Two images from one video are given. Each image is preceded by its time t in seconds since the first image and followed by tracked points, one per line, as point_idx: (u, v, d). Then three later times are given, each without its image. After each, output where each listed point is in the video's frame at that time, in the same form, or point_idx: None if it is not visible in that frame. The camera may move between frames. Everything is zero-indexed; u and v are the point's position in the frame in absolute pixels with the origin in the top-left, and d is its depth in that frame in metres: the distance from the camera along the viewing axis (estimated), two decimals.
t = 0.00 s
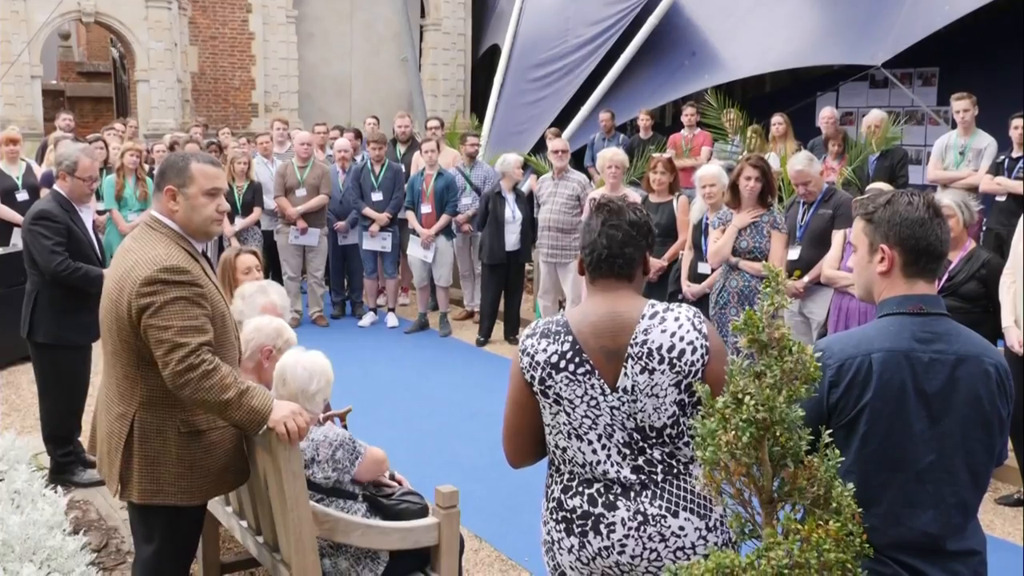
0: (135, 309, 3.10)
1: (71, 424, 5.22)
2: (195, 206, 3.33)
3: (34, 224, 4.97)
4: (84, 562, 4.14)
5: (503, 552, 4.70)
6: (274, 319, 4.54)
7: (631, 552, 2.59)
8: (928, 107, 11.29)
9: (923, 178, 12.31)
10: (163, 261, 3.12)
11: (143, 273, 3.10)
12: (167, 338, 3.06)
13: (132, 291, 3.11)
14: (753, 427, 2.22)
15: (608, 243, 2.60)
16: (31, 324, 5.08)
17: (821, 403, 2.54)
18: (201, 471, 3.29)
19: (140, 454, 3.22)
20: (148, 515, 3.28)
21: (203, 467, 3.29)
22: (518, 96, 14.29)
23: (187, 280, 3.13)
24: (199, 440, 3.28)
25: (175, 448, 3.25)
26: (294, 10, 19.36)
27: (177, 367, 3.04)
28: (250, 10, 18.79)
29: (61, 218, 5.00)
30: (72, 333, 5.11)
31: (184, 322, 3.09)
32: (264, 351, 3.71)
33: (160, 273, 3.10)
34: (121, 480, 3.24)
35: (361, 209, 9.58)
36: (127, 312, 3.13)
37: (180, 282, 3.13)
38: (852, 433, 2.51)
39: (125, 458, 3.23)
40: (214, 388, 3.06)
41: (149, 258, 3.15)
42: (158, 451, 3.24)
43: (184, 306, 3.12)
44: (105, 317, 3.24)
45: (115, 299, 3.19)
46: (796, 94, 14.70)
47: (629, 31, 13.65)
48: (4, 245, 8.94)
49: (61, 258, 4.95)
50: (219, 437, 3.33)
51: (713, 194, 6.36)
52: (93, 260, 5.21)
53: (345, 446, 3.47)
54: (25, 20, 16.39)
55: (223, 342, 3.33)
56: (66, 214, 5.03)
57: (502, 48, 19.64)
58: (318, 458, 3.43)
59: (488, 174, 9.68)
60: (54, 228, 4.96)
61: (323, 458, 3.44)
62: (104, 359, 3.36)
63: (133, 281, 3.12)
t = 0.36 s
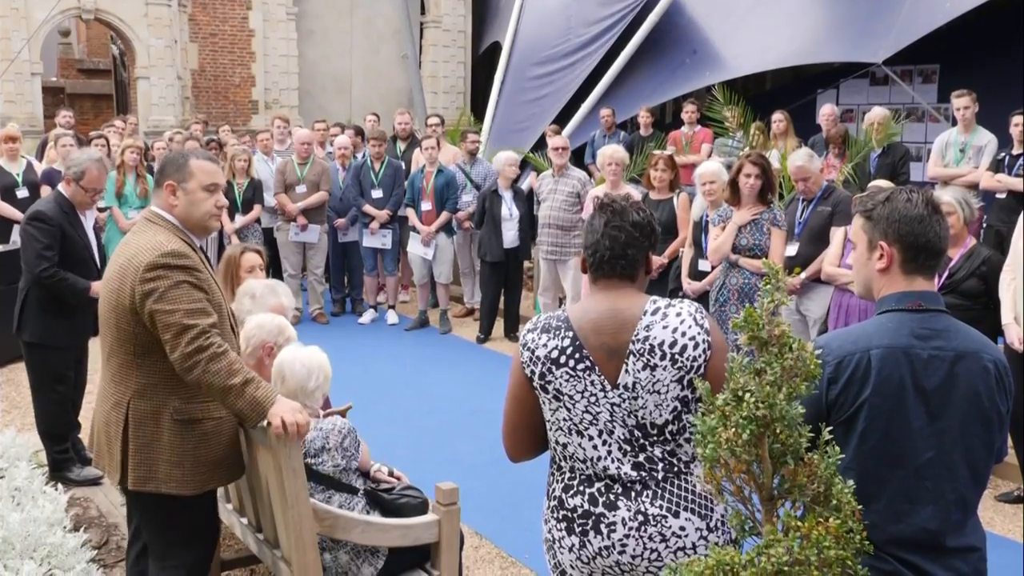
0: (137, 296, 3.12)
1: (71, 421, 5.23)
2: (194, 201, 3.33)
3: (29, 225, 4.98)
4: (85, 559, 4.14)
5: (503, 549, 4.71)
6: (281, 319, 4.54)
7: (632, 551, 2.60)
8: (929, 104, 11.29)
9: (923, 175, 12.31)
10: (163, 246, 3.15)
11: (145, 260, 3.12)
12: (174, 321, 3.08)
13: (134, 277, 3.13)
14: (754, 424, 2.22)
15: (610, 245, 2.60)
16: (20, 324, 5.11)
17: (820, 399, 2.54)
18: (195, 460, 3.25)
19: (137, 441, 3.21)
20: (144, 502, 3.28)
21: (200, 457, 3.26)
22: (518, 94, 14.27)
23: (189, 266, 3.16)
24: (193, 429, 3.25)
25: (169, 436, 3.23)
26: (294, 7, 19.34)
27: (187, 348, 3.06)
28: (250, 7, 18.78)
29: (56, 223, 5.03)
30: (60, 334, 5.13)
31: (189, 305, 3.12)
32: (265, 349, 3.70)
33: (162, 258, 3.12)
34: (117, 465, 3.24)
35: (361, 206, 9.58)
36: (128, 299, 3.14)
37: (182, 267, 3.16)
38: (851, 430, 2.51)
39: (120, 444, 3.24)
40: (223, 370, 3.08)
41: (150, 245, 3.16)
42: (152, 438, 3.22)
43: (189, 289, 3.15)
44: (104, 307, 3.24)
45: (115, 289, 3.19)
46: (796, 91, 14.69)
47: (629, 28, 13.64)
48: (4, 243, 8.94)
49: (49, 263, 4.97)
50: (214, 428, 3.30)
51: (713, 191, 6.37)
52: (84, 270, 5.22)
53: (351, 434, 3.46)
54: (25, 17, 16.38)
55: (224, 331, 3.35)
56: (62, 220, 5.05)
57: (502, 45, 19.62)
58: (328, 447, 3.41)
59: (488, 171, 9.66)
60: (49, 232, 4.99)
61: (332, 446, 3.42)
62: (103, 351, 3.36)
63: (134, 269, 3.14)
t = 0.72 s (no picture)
0: (136, 293, 3.12)
1: (71, 419, 5.23)
2: (192, 198, 3.33)
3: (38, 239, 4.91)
4: (85, 557, 4.14)
5: (503, 547, 4.71)
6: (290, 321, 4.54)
7: (640, 552, 2.60)
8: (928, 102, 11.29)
9: (923, 173, 12.30)
10: (158, 243, 3.15)
11: (143, 257, 3.13)
12: (180, 313, 3.10)
13: (132, 276, 3.13)
14: (754, 422, 2.22)
15: (608, 241, 2.60)
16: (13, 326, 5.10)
17: (820, 398, 2.54)
18: (197, 456, 3.25)
19: (138, 438, 3.22)
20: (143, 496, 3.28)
21: (201, 451, 3.26)
22: (519, 93, 14.27)
23: (187, 260, 3.18)
24: (191, 425, 3.25)
25: (170, 433, 3.23)
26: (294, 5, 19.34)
27: (197, 338, 3.08)
28: (250, 5, 18.78)
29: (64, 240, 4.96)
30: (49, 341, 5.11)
31: (193, 297, 3.14)
32: (266, 347, 3.70)
33: (160, 254, 3.13)
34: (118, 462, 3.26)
35: (361, 205, 9.57)
36: (127, 298, 3.14)
37: (179, 262, 3.17)
38: (851, 427, 2.51)
39: (121, 442, 3.24)
40: (233, 359, 3.10)
41: (145, 243, 3.17)
42: (151, 435, 3.23)
43: (191, 281, 3.17)
44: (102, 306, 3.24)
45: (114, 288, 3.18)
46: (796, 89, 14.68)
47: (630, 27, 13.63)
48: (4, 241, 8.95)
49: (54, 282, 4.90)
50: (212, 423, 3.29)
51: (713, 189, 6.37)
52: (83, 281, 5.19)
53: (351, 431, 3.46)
54: (25, 14, 16.38)
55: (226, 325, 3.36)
56: (72, 239, 4.99)
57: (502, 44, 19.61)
58: (328, 442, 3.41)
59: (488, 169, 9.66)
60: (60, 250, 4.93)
61: (333, 442, 3.42)
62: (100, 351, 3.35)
63: (133, 266, 3.14)
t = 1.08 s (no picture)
0: (138, 292, 3.12)
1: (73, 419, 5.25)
2: (192, 198, 3.33)
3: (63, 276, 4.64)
4: (85, 555, 4.14)
5: (503, 545, 4.71)
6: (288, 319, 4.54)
7: (637, 551, 2.60)
8: (928, 100, 11.28)
9: (923, 172, 12.30)
10: (160, 242, 3.16)
11: (144, 256, 3.13)
12: (182, 313, 3.10)
13: (133, 275, 3.13)
14: (754, 420, 2.22)
15: (610, 239, 2.61)
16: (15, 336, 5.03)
17: (820, 396, 2.54)
18: (199, 454, 3.25)
19: (141, 438, 3.22)
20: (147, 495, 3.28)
21: (203, 450, 3.26)
22: (519, 91, 14.25)
23: (188, 259, 3.18)
24: (194, 425, 3.25)
25: (172, 432, 3.23)
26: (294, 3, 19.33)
27: (198, 338, 3.08)
28: (249, 4, 18.77)
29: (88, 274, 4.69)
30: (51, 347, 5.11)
31: (194, 296, 3.14)
32: (266, 346, 3.70)
33: (160, 253, 3.13)
34: (121, 462, 3.25)
35: (360, 203, 9.57)
36: (129, 297, 3.14)
37: (180, 261, 3.17)
38: (851, 426, 2.51)
39: (124, 442, 3.24)
40: (234, 358, 3.10)
41: (147, 242, 3.17)
42: (154, 434, 3.23)
43: (192, 281, 3.17)
44: (104, 305, 3.24)
45: (115, 288, 3.19)
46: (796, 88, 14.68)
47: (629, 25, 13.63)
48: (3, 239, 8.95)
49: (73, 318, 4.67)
50: (214, 423, 3.29)
51: (713, 187, 6.35)
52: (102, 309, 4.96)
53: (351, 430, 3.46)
54: (24, 13, 16.36)
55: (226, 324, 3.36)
56: (96, 277, 4.73)
57: (502, 41, 19.61)
58: (328, 443, 3.41)
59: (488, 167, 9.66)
60: (82, 289, 4.67)
61: (333, 442, 3.42)
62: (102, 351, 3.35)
63: (134, 265, 3.14)
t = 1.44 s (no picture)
0: (138, 292, 3.13)
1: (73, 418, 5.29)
2: (190, 197, 3.34)
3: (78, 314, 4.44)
4: (85, 554, 4.14)
5: (503, 545, 4.71)
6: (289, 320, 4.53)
7: (632, 547, 2.60)
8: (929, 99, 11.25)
9: (923, 171, 12.29)
10: (160, 242, 3.16)
11: (143, 256, 3.13)
12: (182, 313, 3.11)
13: (133, 274, 3.14)
14: (754, 420, 2.23)
15: (617, 236, 2.61)
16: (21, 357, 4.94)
17: (820, 395, 2.54)
18: (198, 454, 3.25)
19: (142, 437, 3.23)
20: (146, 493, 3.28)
21: (202, 450, 3.26)
22: (519, 91, 14.23)
23: (187, 259, 3.18)
24: (194, 425, 3.25)
25: (172, 432, 3.23)
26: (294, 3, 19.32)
27: (197, 339, 3.08)
28: (249, 3, 18.76)
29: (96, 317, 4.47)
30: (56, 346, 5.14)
31: (194, 297, 3.14)
32: (266, 346, 3.69)
33: (160, 253, 3.14)
34: (120, 461, 3.26)
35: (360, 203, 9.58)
36: (128, 297, 3.15)
37: (180, 261, 3.18)
38: (851, 425, 2.52)
39: (124, 440, 3.24)
40: (233, 359, 3.10)
41: (147, 242, 3.18)
42: (155, 434, 3.23)
43: (191, 281, 3.17)
44: (104, 304, 3.25)
45: (116, 288, 3.19)
46: (797, 87, 14.66)
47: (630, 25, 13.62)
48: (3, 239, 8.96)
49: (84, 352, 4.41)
50: (214, 422, 3.29)
51: (712, 187, 6.35)
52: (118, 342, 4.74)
53: (352, 430, 3.46)
54: (24, 13, 16.36)
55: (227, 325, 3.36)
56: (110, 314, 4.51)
57: (502, 41, 19.59)
58: (328, 442, 3.41)
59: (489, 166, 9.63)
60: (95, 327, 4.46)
61: (333, 442, 3.42)
62: (104, 350, 3.36)
63: (134, 265, 3.14)
